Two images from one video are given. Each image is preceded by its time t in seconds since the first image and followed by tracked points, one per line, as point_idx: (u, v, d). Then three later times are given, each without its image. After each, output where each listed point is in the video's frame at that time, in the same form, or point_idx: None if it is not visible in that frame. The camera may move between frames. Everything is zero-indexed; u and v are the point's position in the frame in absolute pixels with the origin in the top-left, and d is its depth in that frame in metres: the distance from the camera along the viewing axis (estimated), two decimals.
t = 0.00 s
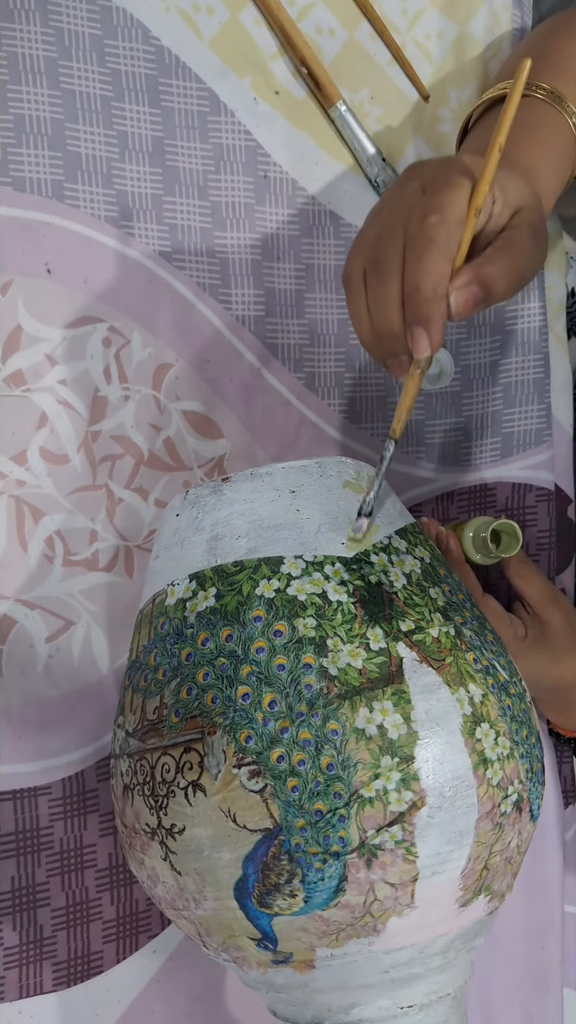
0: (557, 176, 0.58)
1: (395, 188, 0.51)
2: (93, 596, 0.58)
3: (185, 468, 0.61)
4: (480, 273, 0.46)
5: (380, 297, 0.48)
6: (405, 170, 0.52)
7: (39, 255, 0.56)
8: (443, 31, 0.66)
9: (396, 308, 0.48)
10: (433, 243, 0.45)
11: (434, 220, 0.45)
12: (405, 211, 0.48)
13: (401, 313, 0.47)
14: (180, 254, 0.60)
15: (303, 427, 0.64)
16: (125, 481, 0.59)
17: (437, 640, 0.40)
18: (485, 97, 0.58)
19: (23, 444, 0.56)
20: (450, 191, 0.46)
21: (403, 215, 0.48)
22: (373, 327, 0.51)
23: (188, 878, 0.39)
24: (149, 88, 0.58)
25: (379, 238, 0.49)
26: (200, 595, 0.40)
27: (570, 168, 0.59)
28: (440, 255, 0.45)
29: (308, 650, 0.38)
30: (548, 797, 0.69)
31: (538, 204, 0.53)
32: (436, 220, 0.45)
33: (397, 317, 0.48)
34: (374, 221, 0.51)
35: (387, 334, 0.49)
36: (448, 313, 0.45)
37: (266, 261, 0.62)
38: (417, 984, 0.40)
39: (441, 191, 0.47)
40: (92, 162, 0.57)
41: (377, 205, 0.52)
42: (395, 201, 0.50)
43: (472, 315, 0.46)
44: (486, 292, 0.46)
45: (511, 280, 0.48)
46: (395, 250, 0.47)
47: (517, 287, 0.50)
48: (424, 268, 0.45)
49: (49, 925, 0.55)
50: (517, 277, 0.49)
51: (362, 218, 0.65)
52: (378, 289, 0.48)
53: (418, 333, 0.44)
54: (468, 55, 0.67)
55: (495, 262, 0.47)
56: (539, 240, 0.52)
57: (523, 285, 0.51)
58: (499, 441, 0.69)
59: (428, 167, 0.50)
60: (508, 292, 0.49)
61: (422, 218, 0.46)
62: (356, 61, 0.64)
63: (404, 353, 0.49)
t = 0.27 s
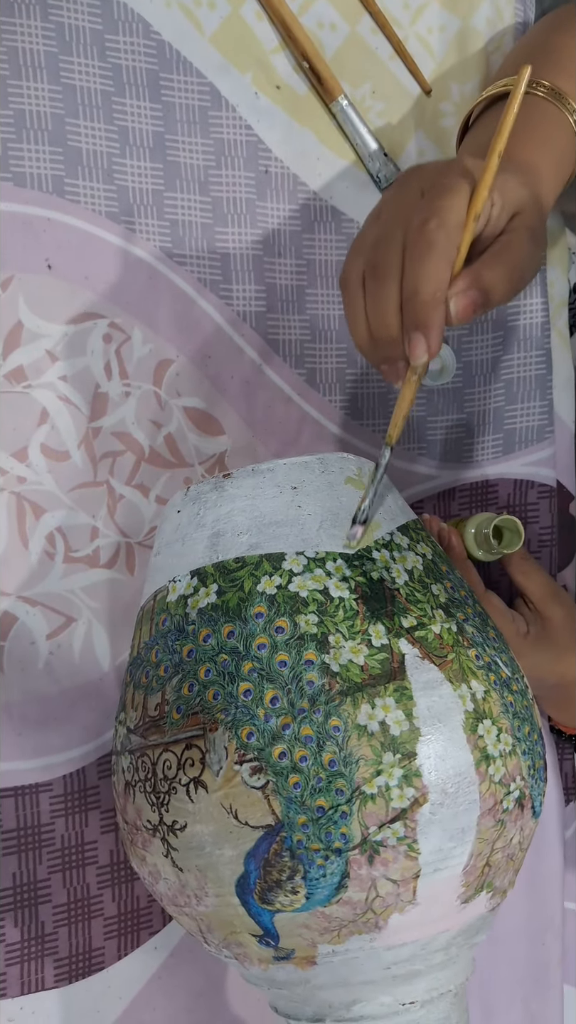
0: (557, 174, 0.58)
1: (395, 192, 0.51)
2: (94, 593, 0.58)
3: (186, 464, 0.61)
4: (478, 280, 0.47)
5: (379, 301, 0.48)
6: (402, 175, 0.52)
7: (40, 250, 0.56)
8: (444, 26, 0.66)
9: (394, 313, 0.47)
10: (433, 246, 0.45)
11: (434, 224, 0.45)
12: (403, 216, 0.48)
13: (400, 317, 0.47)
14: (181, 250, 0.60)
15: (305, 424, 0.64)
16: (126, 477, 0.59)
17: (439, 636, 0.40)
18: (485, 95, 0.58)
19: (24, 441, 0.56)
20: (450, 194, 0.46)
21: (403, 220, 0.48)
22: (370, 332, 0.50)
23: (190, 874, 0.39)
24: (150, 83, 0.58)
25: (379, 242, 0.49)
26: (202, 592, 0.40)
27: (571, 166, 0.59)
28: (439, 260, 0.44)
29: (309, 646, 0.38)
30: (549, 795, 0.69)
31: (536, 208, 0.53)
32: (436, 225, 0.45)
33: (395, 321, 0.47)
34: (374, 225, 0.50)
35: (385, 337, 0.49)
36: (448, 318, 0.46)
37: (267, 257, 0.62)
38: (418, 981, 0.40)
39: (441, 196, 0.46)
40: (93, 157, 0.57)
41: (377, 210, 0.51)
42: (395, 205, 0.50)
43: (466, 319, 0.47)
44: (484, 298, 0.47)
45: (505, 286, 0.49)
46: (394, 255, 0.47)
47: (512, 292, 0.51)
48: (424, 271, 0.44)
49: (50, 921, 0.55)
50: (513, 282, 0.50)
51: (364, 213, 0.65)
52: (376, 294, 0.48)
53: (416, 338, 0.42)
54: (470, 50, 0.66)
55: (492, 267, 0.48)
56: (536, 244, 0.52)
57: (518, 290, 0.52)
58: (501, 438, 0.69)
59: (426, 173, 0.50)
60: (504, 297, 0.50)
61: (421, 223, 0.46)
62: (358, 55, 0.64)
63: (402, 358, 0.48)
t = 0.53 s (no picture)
0: (556, 172, 0.58)
1: (392, 198, 0.51)
2: (95, 592, 0.58)
3: (187, 463, 0.60)
4: (478, 282, 0.46)
5: (378, 307, 0.48)
6: (400, 181, 0.52)
7: (41, 249, 0.56)
8: (445, 23, 0.66)
9: (395, 319, 0.47)
10: (432, 251, 0.44)
11: (432, 229, 0.45)
12: (402, 220, 0.48)
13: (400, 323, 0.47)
14: (182, 249, 0.60)
15: (306, 422, 0.64)
16: (127, 476, 0.59)
17: (442, 635, 0.40)
18: (484, 96, 0.57)
19: (25, 440, 0.56)
20: (448, 199, 0.46)
21: (401, 225, 0.48)
22: (371, 339, 0.50)
23: (192, 874, 0.38)
24: (151, 82, 0.58)
25: (377, 247, 0.48)
26: (204, 590, 0.40)
27: (571, 164, 0.59)
28: (439, 264, 0.44)
29: (312, 645, 0.37)
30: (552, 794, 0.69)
31: (536, 211, 0.53)
32: (434, 230, 0.45)
33: (396, 326, 0.47)
34: (372, 230, 0.50)
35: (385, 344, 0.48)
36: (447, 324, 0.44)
37: (268, 255, 0.62)
38: (422, 981, 0.40)
39: (439, 201, 0.46)
40: (94, 156, 0.57)
41: (375, 215, 0.51)
42: (393, 210, 0.50)
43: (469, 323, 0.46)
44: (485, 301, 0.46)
45: (507, 289, 0.48)
46: (393, 261, 0.47)
47: (514, 295, 0.50)
48: (423, 276, 0.44)
49: (52, 921, 0.55)
50: (513, 285, 0.49)
51: (365, 211, 0.64)
52: (376, 299, 0.48)
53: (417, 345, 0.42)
54: (471, 47, 0.66)
55: (492, 270, 0.47)
56: (534, 247, 0.52)
57: (520, 292, 0.51)
58: (503, 436, 0.69)
59: (424, 177, 0.50)
60: (505, 300, 0.49)
61: (420, 228, 0.46)
62: (358, 53, 0.63)
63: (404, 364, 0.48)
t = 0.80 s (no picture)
0: (558, 172, 0.58)
1: (392, 203, 0.51)
2: (96, 592, 0.58)
3: (189, 464, 0.60)
4: (477, 288, 0.46)
5: (378, 313, 0.48)
6: (400, 184, 0.52)
7: (42, 250, 0.56)
8: (447, 23, 0.66)
9: (394, 325, 0.47)
10: (432, 257, 0.44)
11: (432, 235, 0.45)
12: (401, 225, 0.48)
13: (400, 329, 0.47)
14: (184, 250, 0.60)
15: (308, 423, 0.64)
16: (128, 477, 0.59)
17: (443, 637, 0.40)
18: (487, 94, 0.58)
19: (26, 440, 0.56)
20: (447, 206, 0.46)
21: (401, 230, 0.48)
22: (371, 343, 0.50)
23: (193, 875, 0.38)
24: (153, 82, 0.58)
25: (377, 253, 0.48)
26: (205, 592, 0.40)
27: (573, 166, 0.59)
28: (438, 272, 0.44)
29: (313, 647, 0.37)
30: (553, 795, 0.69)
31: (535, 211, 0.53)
32: (434, 236, 0.45)
33: (396, 333, 0.47)
34: (372, 235, 0.50)
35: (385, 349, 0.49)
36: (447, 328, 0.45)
37: (270, 256, 0.62)
38: (422, 983, 0.40)
39: (438, 207, 0.46)
40: (95, 156, 0.57)
41: (375, 220, 0.51)
42: (393, 216, 0.50)
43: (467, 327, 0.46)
44: (484, 306, 0.46)
45: (507, 294, 0.48)
46: (392, 267, 0.47)
47: (514, 299, 0.50)
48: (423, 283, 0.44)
49: (53, 921, 0.55)
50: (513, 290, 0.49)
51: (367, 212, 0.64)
52: (377, 305, 0.48)
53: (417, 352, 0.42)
54: (473, 47, 0.66)
55: (491, 276, 0.47)
56: (534, 251, 0.52)
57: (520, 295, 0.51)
58: (505, 437, 0.69)
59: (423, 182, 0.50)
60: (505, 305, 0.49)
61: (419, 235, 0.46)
62: (360, 53, 0.63)
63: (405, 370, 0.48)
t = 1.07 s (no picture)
0: (561, 173, 0.58)
1: (400, 193, 0.50)
2: (97, 593, 0.58)
3: (190, 465, 0.60)
4: (487, 277, 0.45)
5: (387, 305, 0.47)
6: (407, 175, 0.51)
7: (44, 251, 0.56)
8: (450, 24, 0.65)
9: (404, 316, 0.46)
10: (441, 249, 0.44)
11: (441, 226, 0.44)
12: (410, 215, 0.47)
13: (409, 321, 0.46)
14: (185, 250, 0.60)
15: (309, 424, 0.64)
16: (129, 478, 0.59)
17: (444, 640, 0.40)
18: (495, 89, 0.57)
19: (27, 441, 0.56)
20: (454, 197, 0.45)
21: (408, 220, 0.47)
22: (379, 335, 0.49)
23: (193, 878, 0.38)
24: (154, 82, 0.58)
25: (385, 244, 0.48)
26: (206, 595, 0.40)
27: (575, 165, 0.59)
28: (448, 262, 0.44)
29: (314, 650, 0.37)
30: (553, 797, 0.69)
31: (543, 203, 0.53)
32: (443, 227, 0.44)
33: (405, 324, 0.46)
34: (380, 226, 0.50)
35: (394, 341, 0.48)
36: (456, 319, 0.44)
37: (271, 257, 0.62)
38: (422, 986, 0.40)
39: (447, 197, 0.46)
40: (97, 157, 0.57)
41: (382, 211, 0.50)
42: (400, 207, 0.49)
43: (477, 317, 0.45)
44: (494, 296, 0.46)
45: (515, 283, 0.48)
46: (401, 257, 0.46)
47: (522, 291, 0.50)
48: (431, 275, 0.44)
49: (53, 922, 0.55)
50: (522, 279, 0.49)
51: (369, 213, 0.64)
52: (385, 297, 0.47)
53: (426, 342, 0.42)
54: (475, 48, 0.66)
55: (502, 263, 0.47)
56: (544, 241, 0.51)
57: (528, 285, 0.50)
58: (506, 439, 0.69)
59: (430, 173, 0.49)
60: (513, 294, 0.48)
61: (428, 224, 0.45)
62: (363, 54, 0.63)
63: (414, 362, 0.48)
